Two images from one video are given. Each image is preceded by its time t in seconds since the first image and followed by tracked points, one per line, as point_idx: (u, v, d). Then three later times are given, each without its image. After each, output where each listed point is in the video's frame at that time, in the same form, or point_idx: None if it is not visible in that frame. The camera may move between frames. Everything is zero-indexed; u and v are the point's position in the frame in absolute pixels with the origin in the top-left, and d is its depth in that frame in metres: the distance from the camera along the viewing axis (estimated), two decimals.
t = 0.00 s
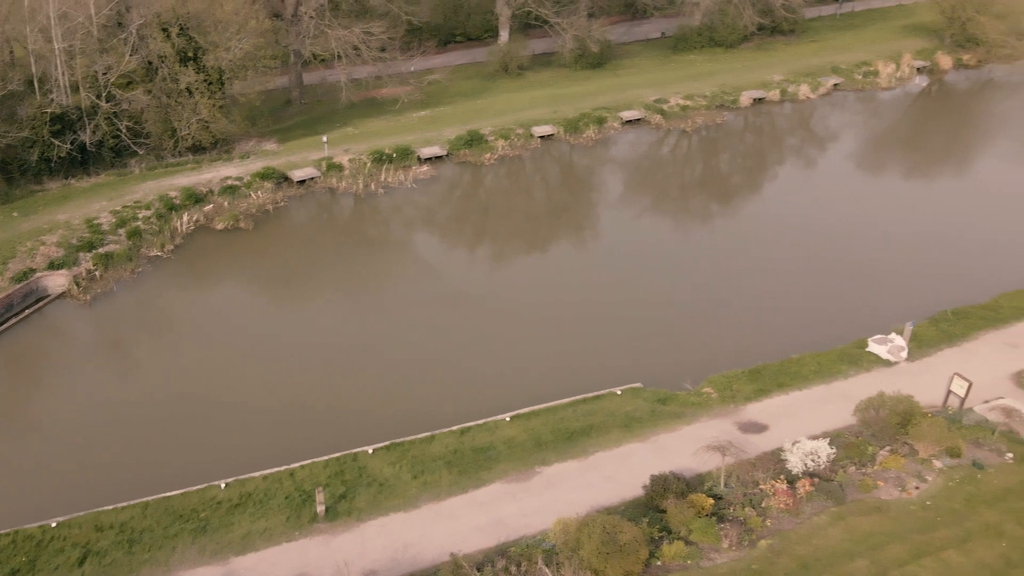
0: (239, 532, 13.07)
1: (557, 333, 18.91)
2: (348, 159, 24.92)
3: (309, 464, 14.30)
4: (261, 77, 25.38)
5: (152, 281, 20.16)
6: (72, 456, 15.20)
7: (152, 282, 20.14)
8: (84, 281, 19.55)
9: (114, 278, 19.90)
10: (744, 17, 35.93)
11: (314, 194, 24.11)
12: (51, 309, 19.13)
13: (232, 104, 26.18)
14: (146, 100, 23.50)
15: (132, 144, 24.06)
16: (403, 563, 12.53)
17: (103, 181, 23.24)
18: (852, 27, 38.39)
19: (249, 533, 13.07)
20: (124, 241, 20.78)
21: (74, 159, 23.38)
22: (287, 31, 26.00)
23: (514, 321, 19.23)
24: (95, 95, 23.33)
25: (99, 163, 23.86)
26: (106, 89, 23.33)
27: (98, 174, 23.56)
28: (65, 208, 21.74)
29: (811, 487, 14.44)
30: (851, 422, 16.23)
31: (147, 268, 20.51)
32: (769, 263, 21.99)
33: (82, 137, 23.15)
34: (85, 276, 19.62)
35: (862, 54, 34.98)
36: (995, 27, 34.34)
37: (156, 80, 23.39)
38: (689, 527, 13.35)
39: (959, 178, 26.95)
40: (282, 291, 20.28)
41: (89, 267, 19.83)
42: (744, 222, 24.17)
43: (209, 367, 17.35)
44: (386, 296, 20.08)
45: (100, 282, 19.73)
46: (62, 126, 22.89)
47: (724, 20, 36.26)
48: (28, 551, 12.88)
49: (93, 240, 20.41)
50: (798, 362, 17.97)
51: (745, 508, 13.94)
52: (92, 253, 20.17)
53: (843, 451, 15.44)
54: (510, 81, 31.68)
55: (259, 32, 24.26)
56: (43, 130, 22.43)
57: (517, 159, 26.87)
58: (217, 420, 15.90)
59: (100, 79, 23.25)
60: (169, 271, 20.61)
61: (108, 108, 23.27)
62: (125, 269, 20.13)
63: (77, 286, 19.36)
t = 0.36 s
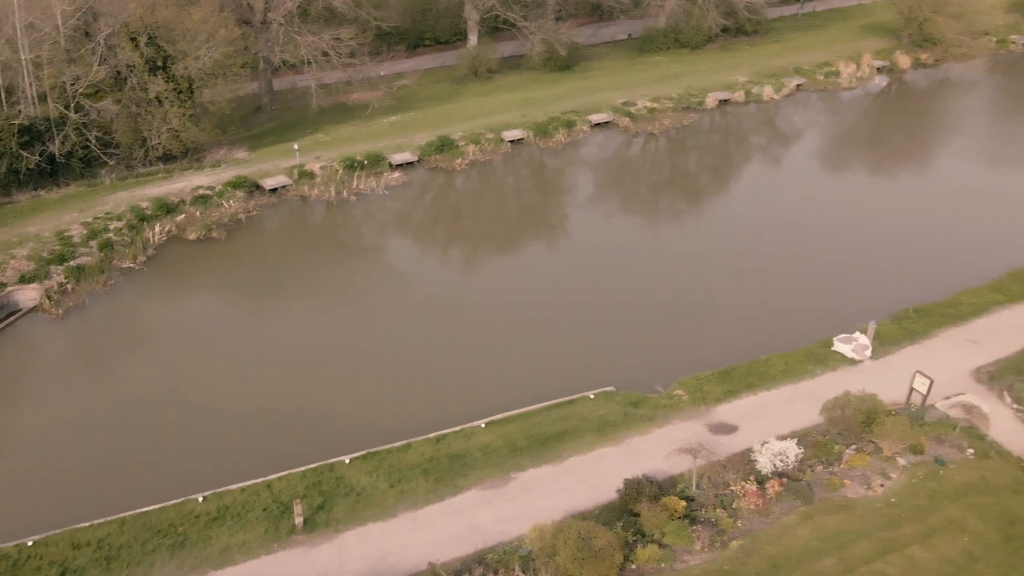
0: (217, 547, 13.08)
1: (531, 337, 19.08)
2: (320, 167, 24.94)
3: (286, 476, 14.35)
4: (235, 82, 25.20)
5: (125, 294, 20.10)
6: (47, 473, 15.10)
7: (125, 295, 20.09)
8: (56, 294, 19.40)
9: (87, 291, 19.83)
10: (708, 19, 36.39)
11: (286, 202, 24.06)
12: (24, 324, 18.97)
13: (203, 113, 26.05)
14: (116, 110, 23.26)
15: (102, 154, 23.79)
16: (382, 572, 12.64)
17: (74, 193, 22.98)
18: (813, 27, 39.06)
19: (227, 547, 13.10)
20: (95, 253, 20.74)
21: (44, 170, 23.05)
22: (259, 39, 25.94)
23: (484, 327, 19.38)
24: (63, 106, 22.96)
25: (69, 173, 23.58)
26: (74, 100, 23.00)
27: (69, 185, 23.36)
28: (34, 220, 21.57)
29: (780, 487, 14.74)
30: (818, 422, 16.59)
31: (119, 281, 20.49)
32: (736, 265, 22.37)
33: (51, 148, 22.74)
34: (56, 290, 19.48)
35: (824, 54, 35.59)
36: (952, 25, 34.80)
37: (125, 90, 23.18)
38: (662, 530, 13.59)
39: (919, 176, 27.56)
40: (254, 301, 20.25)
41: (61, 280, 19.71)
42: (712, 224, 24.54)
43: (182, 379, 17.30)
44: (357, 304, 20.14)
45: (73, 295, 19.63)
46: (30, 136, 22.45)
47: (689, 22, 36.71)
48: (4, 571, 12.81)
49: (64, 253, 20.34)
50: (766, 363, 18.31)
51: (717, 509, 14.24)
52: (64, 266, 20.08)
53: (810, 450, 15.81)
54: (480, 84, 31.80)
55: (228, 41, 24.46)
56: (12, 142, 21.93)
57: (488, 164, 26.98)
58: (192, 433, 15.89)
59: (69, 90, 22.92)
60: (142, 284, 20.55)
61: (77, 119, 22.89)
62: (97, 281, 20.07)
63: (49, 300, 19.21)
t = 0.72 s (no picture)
0: (196, 561, 13.19)
1: (504, 347, 19.34)
2: (292, 175, 24.92)
3: (263, 488, 14.49)
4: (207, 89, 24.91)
5: (98, 309, 20.08)
6: (23, 496, 15.13)
7: (98, 309, 20.06)
8: (28, 308, 19.33)
9: (58, 305, 19.76)
10: (674, 22, 36.82)
11: (258, 211, 24.05)
12: None
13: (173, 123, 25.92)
14: (84, 121, 23.05)
15: (71, 166, 23.58)
16: None
17: (43, 205, 22.80)
18: (776, 27, 39.70)
19: (206, 561, 13.21)
20: (67, 267, 20.66)
21: (12, 183, 22.98)
22: (231, 49, 25.79)
23: (458, 336, 19.60)
24: (31, 118, 22.78)
25: (37, 186, 23.54)
26: (41, 111, 22.79)
27: (37, 198, 23.18)
28: (3, 235, 21.45)
29: (750, 488, 15.06)
30: (785, 422, 16.94)
31: (92, 294, 20.43)
32: (705, 269, 22.78)
33: (19, 160, 22.61)
34: (28, 304, 19.41)
35: (786, 55, 36.19)
36: (910, 26, 35.60)
37: (94, 100, 22.93)
38: (637, 534, 13.81)
39: (881, 176, 28.19)
40: (228, 312, 20.27)
41: (32, 294, 19.64)
42: (680, 228, 24.93)
43: (157, 395, 17.36)
44: (332, 314, 20.27)
45: (44, 310, 19.54)
46: None
47: (655, 25, 37.12)
48: None
49: (34, 267, 20.25)
50: (735, 365, 18.65)
51: (689, 512, 14.53)
52: (35, 280, 20.00)
53: (779, 451, 16.15)
54: (450, 89, 31.90)
55: (196, 49, 24.23)
56: None
57: (460, 169, 27.11)
58: (170, 451, 16.02)
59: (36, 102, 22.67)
60: (116, 298, 20.47)
61: (45, 131, 22.69)
62: (69, 295, 19.99)
63: (21, 315, 19.12)
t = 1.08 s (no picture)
0: None
1: (480, 354, 19.50)
2: (263, 184, 25.01)
3: (241, 503, 14.77)
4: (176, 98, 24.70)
5: (71, 323, 20.08)
6: None
7: (70, 323, 20.07)
8: None
9: (29, 320, 19.76)
10: (640, 26, 37.22)
11: (231, 222, 24.15)
12: None
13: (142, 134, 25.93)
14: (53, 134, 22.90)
15: (40, 179, 23.54)
16: None
17: (11, 219, 22.65)
18: (740, 31, 40.30)
19: None
20: (37, 281, 20.61)
21: None
22: (202, 60, 25.65)
23: (431, 344, 19.76)
24: None
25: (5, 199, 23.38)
26: (9, 125, 22.29)
27: (6, 210, 23.18)
28: None
29: (721, 492, 15.37)
30: (755, 425, 17.27)
31: (64, 309, 20.43)
32: (675, 273, 23.12)
33: None
34: None
35: (751, 59, 36.73)
36: (871, 31, 35.93)
37: (62, 113, 22.88)
38: (612, 540, 14.08)
39: (843, 178, 28.78)
40: (201, 326, 20.33)
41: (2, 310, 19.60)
42: (650, 234, 25.29)
43: (132, 410, 17.50)
44: (305, 326, 20.38)
45: (15, 325, 19.53)
46: None
47: (622, 29, 37.49)
48: None
49: (4, 282, 20.17)
50: (705, 368, 18.97)
51: (663, 517, 14.75)
52: (5, 295, 19.97)
53: (749, 454, 16.39)
54: (420, 95, 31.96)
55: (165, 60, 24.04)
56: None
57: (431, 177, 27.24)
58: (146, 467, 16.14)
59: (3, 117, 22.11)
60: (87, 312, 20.53)
61: (14, 145, 22.42)
62: (40, 310, 19.99)
63: None
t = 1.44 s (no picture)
0: None
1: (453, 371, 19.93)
2: (235, 197, 25.12)
3: (219, 519, 15.16)
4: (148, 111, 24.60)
5: (44, 341, 20.42)
6: None
7: (43, 341, 20.41)
8: None
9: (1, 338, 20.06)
10: (607, 33, 37.64)
11: (203, 235, 24.29)
12: None
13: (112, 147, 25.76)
14: (21, 150, 22.68)
15: (9, 194, 23.37)
16: None
17: None
18: (705, 35, 40.88)
19: None
20: (8, 298, 20.82)
21: None
22: (174, 70, 25.41)
23: (406, 363, 20.13)
24: None
25: None
26: None
27: None
28: None
29: (694, 498, 15.66)
30: (726, 429, 17.58)
31: (36, 325, 20.73)
32: (644, 282, 23.58)
33: None
34: None
35: (716, 64, 37.27)
36: (832, 35, 36.58)
37: (30, 127, 22.62)
38: (587, 548, 14.36)
39: (807, 182, 29.38)
40: (176, 345, 20.56)
41: None
42: (620, 242, 25.68)
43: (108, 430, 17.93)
44: (281, 343, 20.69)
45: None
46: None
47: (589, 35, 37.92)
48: None
49: None
50: (676, 375, 19.26)
51: (636, 524, 15.08)
52: None
53: (720, 459, 16.68)
54: (391, 104, 32.01)
55: (135, 72, 23.82)
56: None
57: (403, 187, 27.33)
58: (123, 488, 16.61)
59: None
60: (60, 329, 20.82)
61: None
62: (11, 328, 20.27)
63: None
